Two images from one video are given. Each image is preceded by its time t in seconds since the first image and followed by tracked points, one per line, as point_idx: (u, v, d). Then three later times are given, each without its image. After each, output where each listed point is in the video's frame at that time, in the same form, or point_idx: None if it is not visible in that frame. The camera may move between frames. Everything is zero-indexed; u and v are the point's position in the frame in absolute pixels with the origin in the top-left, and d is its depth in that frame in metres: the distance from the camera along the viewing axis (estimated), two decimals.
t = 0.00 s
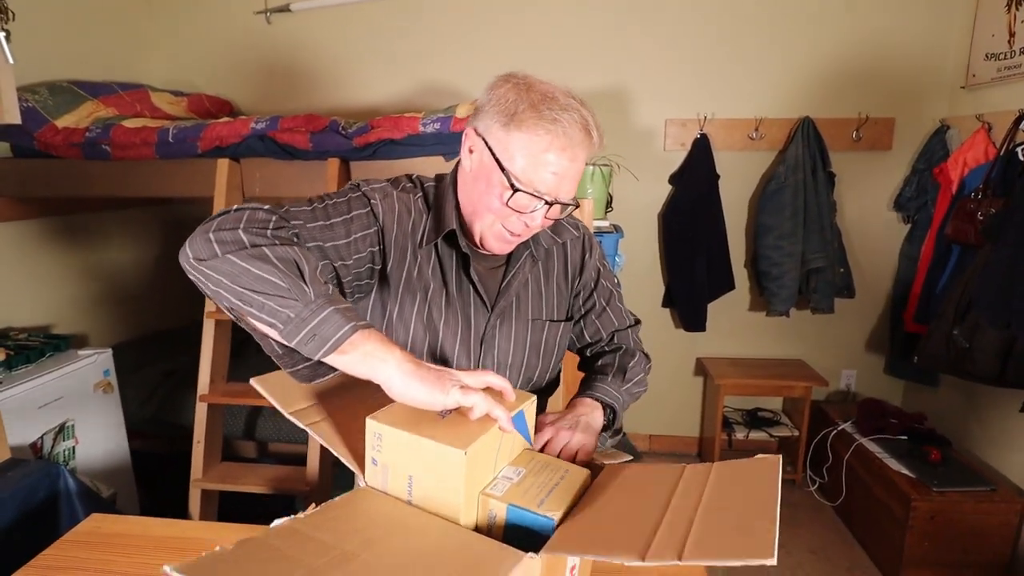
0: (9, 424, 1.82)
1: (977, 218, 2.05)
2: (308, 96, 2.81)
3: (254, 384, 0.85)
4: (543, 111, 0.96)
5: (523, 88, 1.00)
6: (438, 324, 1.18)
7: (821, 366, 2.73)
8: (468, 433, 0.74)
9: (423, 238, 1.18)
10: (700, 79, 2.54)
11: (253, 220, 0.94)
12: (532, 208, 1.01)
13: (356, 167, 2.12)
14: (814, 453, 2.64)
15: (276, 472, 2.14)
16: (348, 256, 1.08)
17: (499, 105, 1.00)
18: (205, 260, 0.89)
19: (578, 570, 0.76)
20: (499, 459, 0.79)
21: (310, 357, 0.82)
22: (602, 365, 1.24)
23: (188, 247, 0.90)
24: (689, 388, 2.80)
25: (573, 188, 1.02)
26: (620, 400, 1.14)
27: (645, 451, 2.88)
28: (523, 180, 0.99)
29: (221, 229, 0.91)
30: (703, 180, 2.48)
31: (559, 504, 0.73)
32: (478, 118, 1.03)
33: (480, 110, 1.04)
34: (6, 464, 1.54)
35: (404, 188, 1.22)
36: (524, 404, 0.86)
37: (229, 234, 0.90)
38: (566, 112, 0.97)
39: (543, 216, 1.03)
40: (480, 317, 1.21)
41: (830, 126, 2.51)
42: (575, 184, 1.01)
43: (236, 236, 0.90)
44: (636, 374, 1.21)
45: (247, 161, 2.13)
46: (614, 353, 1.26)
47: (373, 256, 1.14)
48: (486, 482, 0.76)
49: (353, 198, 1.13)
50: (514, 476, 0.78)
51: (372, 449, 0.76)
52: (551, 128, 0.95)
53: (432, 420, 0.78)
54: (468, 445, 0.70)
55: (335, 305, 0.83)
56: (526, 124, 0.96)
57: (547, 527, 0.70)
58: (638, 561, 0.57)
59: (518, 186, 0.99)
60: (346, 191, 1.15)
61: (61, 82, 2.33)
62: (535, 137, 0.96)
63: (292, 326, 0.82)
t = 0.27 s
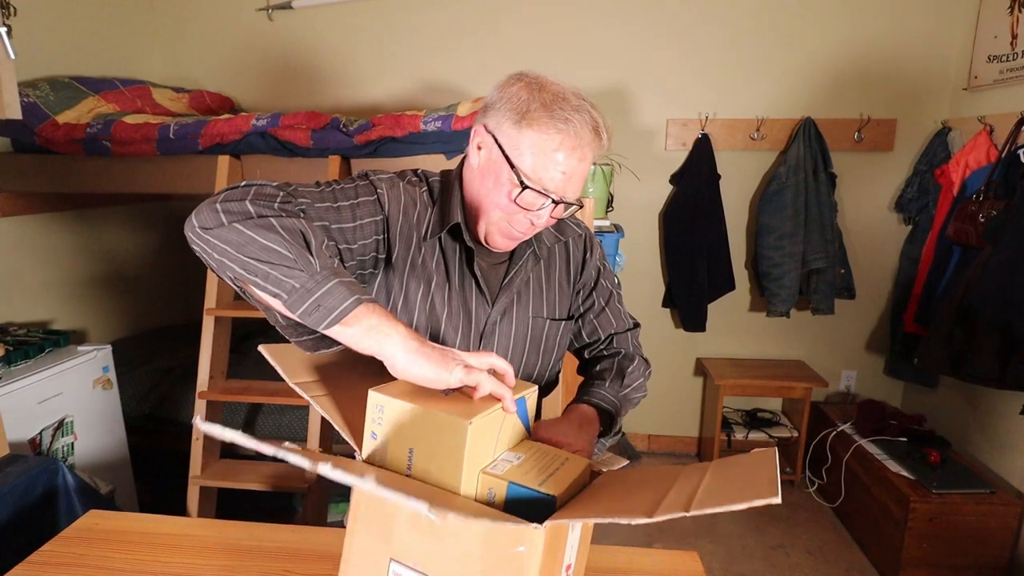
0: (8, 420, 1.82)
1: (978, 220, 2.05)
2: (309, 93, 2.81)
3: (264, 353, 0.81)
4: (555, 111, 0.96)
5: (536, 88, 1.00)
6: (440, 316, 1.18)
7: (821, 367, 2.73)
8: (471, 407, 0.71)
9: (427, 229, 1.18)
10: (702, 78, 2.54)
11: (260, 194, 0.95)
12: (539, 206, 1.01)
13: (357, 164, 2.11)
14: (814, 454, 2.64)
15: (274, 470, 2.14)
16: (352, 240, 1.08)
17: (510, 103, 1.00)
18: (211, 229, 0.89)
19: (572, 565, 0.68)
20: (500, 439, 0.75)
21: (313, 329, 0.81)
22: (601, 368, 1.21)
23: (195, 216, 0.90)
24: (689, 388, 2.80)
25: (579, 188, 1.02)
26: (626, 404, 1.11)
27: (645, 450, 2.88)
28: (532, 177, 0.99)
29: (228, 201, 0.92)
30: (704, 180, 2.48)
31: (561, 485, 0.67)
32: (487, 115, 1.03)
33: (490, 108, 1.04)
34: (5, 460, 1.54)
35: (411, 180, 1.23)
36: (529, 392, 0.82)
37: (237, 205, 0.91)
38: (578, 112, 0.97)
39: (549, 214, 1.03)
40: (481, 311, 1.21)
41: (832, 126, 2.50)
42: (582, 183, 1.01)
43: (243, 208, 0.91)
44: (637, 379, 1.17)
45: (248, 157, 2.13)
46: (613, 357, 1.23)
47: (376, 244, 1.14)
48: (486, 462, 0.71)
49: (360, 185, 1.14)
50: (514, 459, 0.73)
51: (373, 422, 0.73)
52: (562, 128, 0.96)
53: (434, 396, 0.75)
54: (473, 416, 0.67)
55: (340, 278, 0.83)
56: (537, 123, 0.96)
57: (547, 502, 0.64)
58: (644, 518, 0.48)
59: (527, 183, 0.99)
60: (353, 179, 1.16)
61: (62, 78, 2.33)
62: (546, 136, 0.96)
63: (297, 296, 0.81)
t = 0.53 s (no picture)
0: (7, 420, 1.82)
1: (978, 220, 2.05)
2: (309, 92, 2.80)
3: (254, 375, 0.81)
4: (553, 107, 0.96)
5: (534, 85, 1.00)
6: (438, 319, 1.18)
7: (821, 367, 2.74)
8: (460, 426, 0.70)
9: (425, 232, 1.18)
10: (702, 78, 2.54)
11: (252, 203, 0.95)
12: (539, 204, 1.00)
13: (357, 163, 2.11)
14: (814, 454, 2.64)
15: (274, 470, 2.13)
16: (348, 245, 1.08)
17: (508, 101, 1.00)
18: (202, 238, 0.88)
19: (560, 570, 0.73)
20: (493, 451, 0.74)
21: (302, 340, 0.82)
22: (609, 369, 1.22)
23: (186, 226, 0.89)
24: (689, 388, 2.80)
25: (579, 185, 1.02)
26: (627, 403, 1.11)
27: (645, 450, 2.88)
28: (531, 175, 0.98)
29: (220, 210, 0.91)
30: (705, 179, 2.48)
31: (554, 500, 0.67)
32: (486, 114, 1.03)
33: (488, 106, 1.04)
34: (5, 460, 1.53)
35: (409, 183, 1.23)
36: (524, 398, 0.82)
37: (228, 214, 0.90)
38: (576, 109, 0.97)
39: (549, 213, 1.03)
40: (480, 313, 1.20)
41: (833, 126, 2.50)
42: (582, 180, 1.01)
43: (235, 217, 0.90)
44: (646, 377, 1.19)
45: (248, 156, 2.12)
46: (620, 355, 1.25)
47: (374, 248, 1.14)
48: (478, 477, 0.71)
49: (356, 189, 1.14)
50: (508, 471, 0.74)
51: (363, 441, 0.72)
52: (560, 124, 0.96)
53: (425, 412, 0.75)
54: (460, 439, 0.66)
55: (330, 289, 0.83)
56: (536, 119, 0.96)
57: (540, 526, 0.64)
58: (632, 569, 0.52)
59: (526, 181, 0.99)
60: (350, 183, 1.16)
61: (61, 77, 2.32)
62: (544, 133, 0.96)
63: (285, 307, 0.82)
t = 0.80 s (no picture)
0: (8, 418, 1.82)
1: (980, 219, 2.04)
2: (309, 91, 2.80)
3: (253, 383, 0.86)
4: (546, 103, 0.96)
5: (528, 82, 1.00)
6: (437, 320, 1.18)
7: (822, 366, 2.73)
8: (455, 435, 0.72)
9: (422, 233, 1.18)
10: (702, 77, 2.53)
11: (245, 212, 0.93)
12: (534, 201, 1.00)
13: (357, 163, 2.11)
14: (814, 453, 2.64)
15: (275, 469, 2.14)
16: (344, 248, 1.08)
17: (503, 98, 1.00)
18: (195, 250, 0.88)
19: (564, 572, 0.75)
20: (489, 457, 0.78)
21: (296, 349, 0.81)
22: (604, 373, 1.22)
23: (179, 237, 0.88)
24: (690, 387, 2.80)
25: (576, 181, 1.01)
26: (615, 414, 1.11)
27: (645, 450, 2.88)
28: (526, 172, 0.98)
29: (213, 219, 0.90)
30: (705, 178, 2.47)
31: (546, 510, 0.71)
32: (481, 111, 1.03)
33: (484, 103, 1.04)
34: (6, 458, 1.53)
35: (405, 183, 1.22)
36: (524, 402, 0.84)
37: (221, 224, 0.89)
38: (570, 105, 0.97)
39: (545, 210, 1.02)
40: (479, 313, 1.20)
41: (833, 125, 2.50)
42: (579, 177, 1.01)
43: (227, 227, 0.88)
44: (643, 381, 1.18)
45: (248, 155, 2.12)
46: (616, 359, 1.24)
47: (372, 249, 1.14)
48: (473, 484, 0.75)
49: (351, 192, 1.13)
50: (503, 477, 0.77)
51: (361, 446, 0.76)
52: (554, 120, 0.95)
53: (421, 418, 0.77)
54: (453, 447, 0.69)
55: (323, 297, 0.82)
56: (530, 117, 0.96)
57: (531, 534, 0.68)
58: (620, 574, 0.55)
59: (521, 178, 0.98)
60: (346, 185, 1.16)
61: (62, 76, 2.32)
62: (538, 130, 0.96)
63: (279, 317, 0.81)
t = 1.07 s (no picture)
0: (11, 414, 1.83)
1: (982, 218, 2.04)
2: (311, 90, 2.81)
3: (252, 400, 0.81)
4: (548, 102, 0.96)
5: (530, 81, 1.00)
6: (435, 317, 1.19)
7: (823, 366, 2.72)
8: (447, 420, 0.71)
9: (422, 231, 1.18)
10: (704, 76, 2.53)
11: (242, 202, 0.93)
12: (535, 201, 1.00)
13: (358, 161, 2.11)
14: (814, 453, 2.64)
15: (276, 466, 2.15)
16: (342, 243, 1.08)
17: (504, 97, 1.00)
18: (192, 239, 0.88)
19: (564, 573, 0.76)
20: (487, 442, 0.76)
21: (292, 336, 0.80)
22: (601, 379, 1.21)
23: (177, 227, 0.89)
24: (690, 386, 2.79)
25: (578, 181, 1.01)
26: (609, 423, 1.10)
27: (645, 449, 2.88)
28: (527, 172, 0.98)
29: (210, 210, 0.90)
30: (706, 177, 2.47)
31: (543, 495, 0.68)
32: (483, 110, 1.03)
33: (486, 102, 1.04)
34: (8, 454, 1.54)
35: (406, 181, 1.23)
36: (519, 388, 0.82)
37: (218, 214, 0.89)
38: (572, 104, 0.96)
39: (546, 210, 1.02)
40: (478, 312, 1.21)
41: (835, 124, 2.49)
42: (580, 177, 1.00)
43: (224, 216, 0.89)
44: (641, 389, 1.16)
45: (250, 154, 2.13)
46: (613, 367, 1.22)
47: (371, 245, 1.15)
48: (472, 469, 0.73)
49: (352, 188, 1.14)
50: (503, 462, 0.76)
51: (359, 434, 0.75)
52: (556, 119, 0.95)
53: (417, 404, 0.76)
54: (446, 431, 0.68)
55: (319, 283, 0.81)
56: (531, 116, 0.96)
57: (528, 518, 0.66)
58: None
59: (522, 178, 0.98)
60: (347, 182, 1.17)
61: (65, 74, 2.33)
62: (539, 128, 0.95)
63: (274, 304, 0.80)
